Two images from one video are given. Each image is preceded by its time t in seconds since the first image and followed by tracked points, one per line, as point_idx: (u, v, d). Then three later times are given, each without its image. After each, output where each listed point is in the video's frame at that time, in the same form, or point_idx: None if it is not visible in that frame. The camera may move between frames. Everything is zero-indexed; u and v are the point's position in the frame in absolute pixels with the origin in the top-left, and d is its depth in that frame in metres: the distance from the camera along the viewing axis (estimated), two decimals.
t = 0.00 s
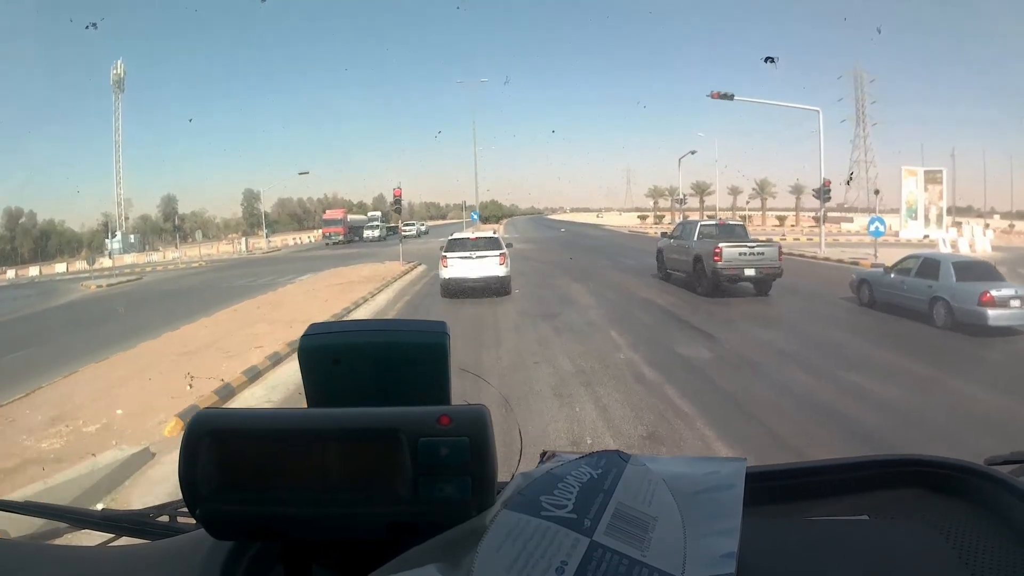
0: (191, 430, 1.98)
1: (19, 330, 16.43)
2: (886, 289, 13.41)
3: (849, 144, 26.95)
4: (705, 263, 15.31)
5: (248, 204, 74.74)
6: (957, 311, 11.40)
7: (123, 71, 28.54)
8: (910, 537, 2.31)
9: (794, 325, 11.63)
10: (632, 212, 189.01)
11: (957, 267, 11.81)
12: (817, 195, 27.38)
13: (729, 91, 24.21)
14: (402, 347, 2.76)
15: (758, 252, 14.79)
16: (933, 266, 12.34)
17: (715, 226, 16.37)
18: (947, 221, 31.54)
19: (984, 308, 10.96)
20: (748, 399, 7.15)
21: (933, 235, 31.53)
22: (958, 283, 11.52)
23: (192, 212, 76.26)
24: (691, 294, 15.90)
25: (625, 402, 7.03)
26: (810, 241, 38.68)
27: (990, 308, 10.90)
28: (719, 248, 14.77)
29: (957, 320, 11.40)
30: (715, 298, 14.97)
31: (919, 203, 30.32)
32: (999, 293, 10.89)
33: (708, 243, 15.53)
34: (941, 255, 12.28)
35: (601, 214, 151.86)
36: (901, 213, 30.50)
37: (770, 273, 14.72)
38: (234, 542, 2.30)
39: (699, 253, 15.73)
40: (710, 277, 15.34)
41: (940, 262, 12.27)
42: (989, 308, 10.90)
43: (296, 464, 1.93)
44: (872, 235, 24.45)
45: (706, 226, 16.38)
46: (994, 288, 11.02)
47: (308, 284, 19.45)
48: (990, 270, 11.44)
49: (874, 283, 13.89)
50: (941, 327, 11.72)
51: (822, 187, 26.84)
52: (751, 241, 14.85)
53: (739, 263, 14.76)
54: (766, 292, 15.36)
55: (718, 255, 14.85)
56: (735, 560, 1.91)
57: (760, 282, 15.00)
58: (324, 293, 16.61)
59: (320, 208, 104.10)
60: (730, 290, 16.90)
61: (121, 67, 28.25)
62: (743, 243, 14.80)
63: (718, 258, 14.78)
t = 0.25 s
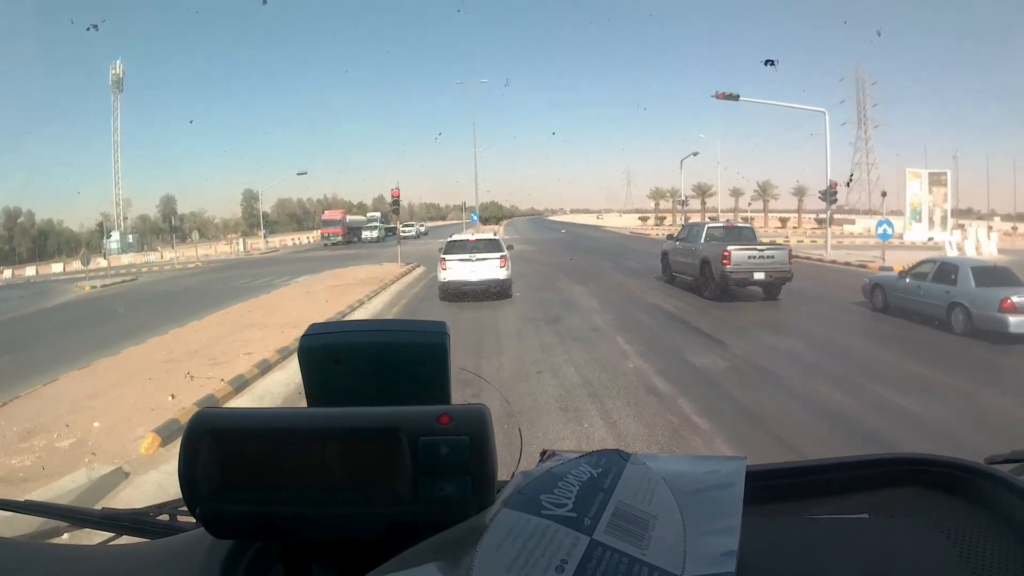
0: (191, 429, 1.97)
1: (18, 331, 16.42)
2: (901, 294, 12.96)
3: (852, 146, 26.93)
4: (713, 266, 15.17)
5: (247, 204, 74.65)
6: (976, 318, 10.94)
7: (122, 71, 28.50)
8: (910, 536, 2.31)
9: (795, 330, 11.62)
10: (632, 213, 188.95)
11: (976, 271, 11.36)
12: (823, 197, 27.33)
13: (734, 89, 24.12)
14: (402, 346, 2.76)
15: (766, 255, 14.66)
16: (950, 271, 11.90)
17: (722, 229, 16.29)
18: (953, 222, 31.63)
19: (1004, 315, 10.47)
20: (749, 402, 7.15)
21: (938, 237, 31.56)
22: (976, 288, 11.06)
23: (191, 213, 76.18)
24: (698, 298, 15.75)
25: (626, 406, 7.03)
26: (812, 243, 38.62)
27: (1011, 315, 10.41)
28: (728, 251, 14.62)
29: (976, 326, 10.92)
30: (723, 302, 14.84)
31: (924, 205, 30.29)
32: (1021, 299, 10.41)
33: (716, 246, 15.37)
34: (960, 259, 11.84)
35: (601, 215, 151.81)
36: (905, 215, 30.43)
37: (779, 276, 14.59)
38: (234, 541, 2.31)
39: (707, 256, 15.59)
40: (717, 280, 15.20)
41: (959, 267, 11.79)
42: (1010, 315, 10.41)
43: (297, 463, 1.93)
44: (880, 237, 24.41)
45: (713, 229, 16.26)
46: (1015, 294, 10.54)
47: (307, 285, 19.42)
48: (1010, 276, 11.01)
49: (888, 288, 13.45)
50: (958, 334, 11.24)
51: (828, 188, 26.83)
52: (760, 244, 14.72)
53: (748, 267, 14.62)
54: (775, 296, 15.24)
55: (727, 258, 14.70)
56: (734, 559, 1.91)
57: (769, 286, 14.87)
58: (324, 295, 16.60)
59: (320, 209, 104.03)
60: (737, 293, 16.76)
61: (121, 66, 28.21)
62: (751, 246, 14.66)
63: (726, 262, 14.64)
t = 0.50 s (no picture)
0: (191, 429, 1.97)
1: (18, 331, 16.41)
2: (913, 298, 12.84)
3: (855, 147, 26.91)
4: (720, 268, 15.03)
5: (246, 204, 74.57)
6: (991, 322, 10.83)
7: (121, 69, 28.45)
8: (910, 537, 2.31)
9: (795, 332, 11.62)
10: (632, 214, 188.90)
11: (990, 275, 11.25)
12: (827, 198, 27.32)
13: (737, 91, 24.05)
14: (402, 347, 2.76)
15: (774, 257, 14.54)
16: (964, 274, 11.77)
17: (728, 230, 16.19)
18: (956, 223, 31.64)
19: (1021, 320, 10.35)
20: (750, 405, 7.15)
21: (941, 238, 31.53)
22: (991, 293, 10.94)
23: (190, 212, 76.14)
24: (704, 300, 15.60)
25: (626, 409, 7.03)
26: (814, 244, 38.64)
27: None
28: (735, 253, 14.49)
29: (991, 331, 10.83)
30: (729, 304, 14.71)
31: (926, 206, 30.29)
32: None
33: (721, 248, 15.24)
34: (973, 262, 11.71)
35: (602, 216, 151.77)
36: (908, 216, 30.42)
37: (787, 279, 14.45)
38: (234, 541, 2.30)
39: (713, 257, 15.44)
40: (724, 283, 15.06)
41: (972, 270, 11.68)
42: None
43: (297, 463, 1.93)
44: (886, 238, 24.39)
45: (719, 230, 16.14)
46: None
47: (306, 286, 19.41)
48: None
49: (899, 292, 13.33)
50: (973, 339, 11.14)
51: (833, 189, 26.79)
52: (767, 246, 14.59)
53: (755, 269, 14.48)
54: (782, 299, 15.11)
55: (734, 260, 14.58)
56: (735, 560, 1.91)
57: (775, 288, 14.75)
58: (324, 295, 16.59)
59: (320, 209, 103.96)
60: (742, 296, 16.62)
61: (120, 65, 28.17)
62: (759, 247, 14.53)
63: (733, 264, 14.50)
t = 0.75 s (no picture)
0: (190, 429, 1.97)
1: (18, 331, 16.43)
2: (927, 298, 12.46)
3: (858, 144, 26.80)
4: (728, 267, 14.79)
5: (246, 204, 74.50)
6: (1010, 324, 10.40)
7: (119, 67, 28.44)
8: (909, 536, 2.31)
9: (797, 331, 11.61)
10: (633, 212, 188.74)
11: (1010, 276, 10.82)
12: (833, 195, 27.26)
13: (742, 87, 23.91)
14: (402, 345, 2.76)
15: (785, 256, 14.26)
16: (982, 275, 11.35)
17: (736, 228, 16.00)
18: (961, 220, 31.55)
19: None
20: (751, 404, 7.14)
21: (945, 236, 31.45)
22: (1011, 294, 10.51)
23: (190, 211, 76.14)
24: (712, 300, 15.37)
25: (627, 407, 7.03)
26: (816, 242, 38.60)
27: None
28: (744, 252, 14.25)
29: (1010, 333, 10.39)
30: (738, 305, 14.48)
31: (931, 204, 30.23)
32: None
33: (730, 247, 14.99)
34: (993, 262, 11.29)
35: (602, 214, 151.64)
36: (913, 213, 30.37)
37: (797, 278, 14.22)
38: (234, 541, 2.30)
39: (721, 257, 15.21)
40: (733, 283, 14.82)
41: (991, 269, 11.29)
42: None
43: (297, 463, 1.93)
44: (894, 237, 24.34)
45: (727, 229, 15.92)
46: None
47: (306, 286, 19.41)
48: None
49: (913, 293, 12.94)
50: (990, 342, 10.70)
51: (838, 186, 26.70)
52: (777, 245, 14.36)
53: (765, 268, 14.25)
54: (792, 299, 14.87)
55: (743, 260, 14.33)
56: (735, 559, 1.91)
57: (786, 288, 14.47)
58: (323, 296, 16.59)
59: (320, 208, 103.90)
60: (751, 296, 16.38)
61: (118, 63, 28.17)
62: (769, 246, 14.29)
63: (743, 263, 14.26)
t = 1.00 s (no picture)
0: (190, 430, 1.97)
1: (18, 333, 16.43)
2: (942, 303, 11.97)
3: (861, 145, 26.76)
4: (736, 271, 14.43)
5: (245, 206, 74.49)
6: None
7: (119, 69, 28.46)
8: (909, 538, 2.30)
9: (798, 333, 11.59)
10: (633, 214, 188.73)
11: None
12: (839, 196, 27.23)
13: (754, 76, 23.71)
14: (402, 346, 2.76)
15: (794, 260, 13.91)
16: (1001, 279, 10.83)
17: (743, 230, 15.67)
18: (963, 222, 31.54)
19: None
20: (752, 405, 7.14)
21: (949, 237, 31.47)
22: None
23: (190, 213, 76.11)
24: (719, 305, 15.01)
25: (628, 409, 7.02)
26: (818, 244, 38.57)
27: None
28: (752, 255, 13.89)
29: None
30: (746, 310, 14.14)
31: (935, 205, 30.20)
32: None
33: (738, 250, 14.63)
34: (1012, 266, 10.78)
35: (603, 216, 151.66)
36: (916, 215, 30.33)
37: (807, 283, 13.86)
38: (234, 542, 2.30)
39: (728, 260, 14.84)
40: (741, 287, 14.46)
41: (1009, 274, 10.77)
42: None
43: (297, 464, 1.93)
44: (901, 239, 24.31)
45: (733, 231, 15.57)
46: None
47: (305, 289, 19.41)
48: None
49: (927, 298, 12.45)
50: (1010, 349, 10.19)
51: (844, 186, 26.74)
52: (787, 248, 13.99)
53: (775, 272, 13.87)
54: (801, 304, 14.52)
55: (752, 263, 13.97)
56: (735, 560, 1.91)
57: (795, 293, 14.11)
58: (323, 298, 16.59)
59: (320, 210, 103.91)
60: (758, 300, 16.01)
61: (117, 65, 28.19)
62: (778, 250, 13.91)
63: (751, 267, 13.89)
